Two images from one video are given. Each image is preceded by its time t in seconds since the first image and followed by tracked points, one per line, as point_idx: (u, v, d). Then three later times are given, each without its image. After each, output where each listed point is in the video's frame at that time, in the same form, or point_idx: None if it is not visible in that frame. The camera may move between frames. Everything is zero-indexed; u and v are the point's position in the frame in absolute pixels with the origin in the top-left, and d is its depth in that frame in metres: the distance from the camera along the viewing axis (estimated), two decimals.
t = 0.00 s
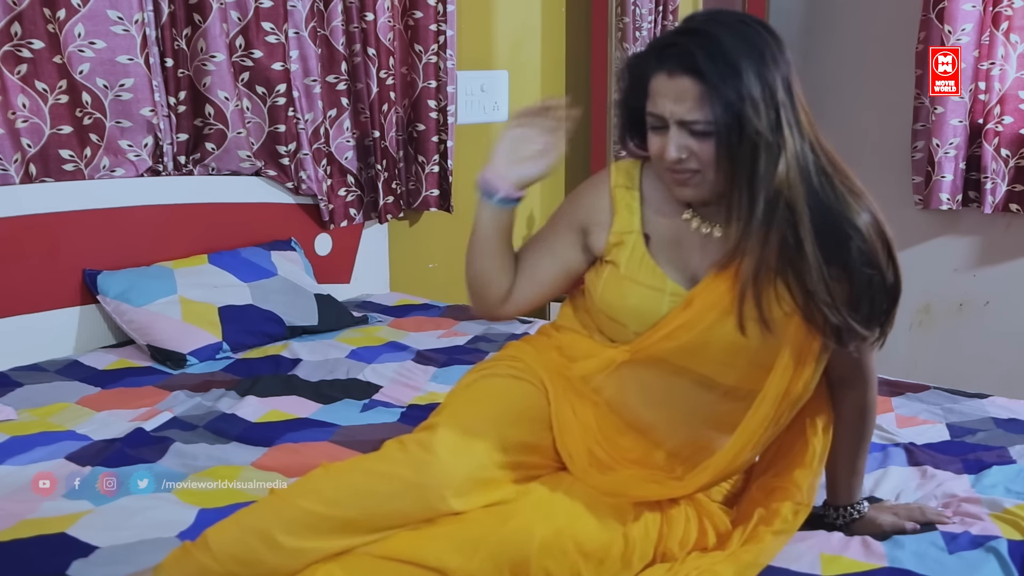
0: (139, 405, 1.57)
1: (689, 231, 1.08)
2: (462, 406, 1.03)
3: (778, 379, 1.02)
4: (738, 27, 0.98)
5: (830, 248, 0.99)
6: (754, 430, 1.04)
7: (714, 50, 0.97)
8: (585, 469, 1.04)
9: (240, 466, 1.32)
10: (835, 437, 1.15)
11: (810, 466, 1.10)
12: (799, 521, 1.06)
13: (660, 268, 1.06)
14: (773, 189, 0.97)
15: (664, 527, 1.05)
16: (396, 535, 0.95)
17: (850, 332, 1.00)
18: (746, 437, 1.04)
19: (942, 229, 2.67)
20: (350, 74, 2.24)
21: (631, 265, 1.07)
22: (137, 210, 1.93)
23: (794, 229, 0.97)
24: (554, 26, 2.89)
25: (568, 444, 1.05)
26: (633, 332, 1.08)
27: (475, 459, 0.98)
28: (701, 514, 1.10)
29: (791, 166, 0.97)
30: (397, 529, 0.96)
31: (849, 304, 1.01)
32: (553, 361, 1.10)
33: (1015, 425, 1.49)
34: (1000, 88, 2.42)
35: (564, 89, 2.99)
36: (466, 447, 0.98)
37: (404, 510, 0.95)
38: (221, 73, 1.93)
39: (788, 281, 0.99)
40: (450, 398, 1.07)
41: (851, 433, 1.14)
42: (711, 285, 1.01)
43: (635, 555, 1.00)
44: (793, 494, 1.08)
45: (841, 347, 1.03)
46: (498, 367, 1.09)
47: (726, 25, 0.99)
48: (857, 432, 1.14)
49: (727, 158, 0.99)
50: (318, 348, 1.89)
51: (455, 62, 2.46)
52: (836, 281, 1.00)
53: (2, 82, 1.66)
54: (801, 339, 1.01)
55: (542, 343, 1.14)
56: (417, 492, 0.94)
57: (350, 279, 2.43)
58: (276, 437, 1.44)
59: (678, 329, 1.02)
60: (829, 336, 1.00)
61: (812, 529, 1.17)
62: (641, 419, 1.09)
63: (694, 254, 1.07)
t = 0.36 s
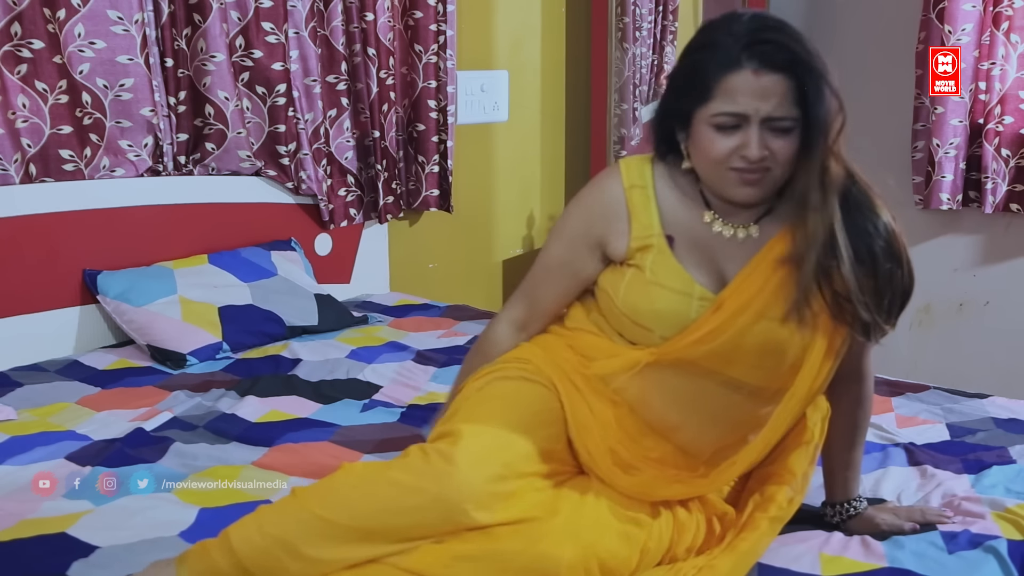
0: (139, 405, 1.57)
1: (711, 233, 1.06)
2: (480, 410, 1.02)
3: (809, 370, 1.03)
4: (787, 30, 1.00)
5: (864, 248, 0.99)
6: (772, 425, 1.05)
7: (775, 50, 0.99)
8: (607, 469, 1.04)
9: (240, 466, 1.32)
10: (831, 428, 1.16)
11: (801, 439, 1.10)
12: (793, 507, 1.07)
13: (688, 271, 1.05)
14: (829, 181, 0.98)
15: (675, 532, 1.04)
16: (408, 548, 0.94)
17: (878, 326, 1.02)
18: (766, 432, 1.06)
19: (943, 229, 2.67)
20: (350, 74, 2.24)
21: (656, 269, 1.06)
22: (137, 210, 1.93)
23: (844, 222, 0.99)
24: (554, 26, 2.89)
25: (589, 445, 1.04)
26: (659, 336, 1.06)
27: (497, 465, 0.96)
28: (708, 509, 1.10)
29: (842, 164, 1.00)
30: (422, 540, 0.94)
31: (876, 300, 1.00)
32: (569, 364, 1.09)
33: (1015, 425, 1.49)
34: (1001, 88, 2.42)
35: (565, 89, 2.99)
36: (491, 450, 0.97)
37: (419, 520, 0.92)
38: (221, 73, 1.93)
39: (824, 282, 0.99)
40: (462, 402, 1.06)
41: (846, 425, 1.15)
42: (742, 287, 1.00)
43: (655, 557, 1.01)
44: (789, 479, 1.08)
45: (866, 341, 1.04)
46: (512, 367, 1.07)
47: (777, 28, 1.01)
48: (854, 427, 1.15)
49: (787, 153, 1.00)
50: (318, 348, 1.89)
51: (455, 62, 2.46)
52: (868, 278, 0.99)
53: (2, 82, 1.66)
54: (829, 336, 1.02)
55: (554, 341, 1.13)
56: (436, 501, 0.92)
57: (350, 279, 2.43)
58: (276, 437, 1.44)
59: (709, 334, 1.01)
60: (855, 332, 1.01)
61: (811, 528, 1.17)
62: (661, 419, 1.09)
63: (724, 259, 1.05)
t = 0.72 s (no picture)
0: (139, 405, 1.57)
1: (724, 236, 1.06)
2: (489, 412, 1.04)
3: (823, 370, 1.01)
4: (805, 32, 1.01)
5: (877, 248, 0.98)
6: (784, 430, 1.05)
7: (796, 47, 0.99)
8: (619, 474, 1.03)
9: (240, 466, 1.32)
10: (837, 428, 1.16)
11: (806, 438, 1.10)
12: (795, 508, 1.06)
13: (702, 273, 1.05)
14: (845, 183, 0.99)
15: (682, 536, 1.03)
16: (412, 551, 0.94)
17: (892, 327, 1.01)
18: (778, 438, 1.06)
19: (943, 228, 2.67)
20: (350, 74, 2.24)
21: (670, 271, 1.06)
22: (137, 210, 1.94)
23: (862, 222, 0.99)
24: (554, 26, 2.89)
25: (600, 450, 1.05)
26: (674, 339, 1.07)
27: (507, 472, 0.96)
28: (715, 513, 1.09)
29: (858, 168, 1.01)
30: (430, 550, 0.94)
31: (890, 299, 0.99)
32: (580, 365, 1.10)
33: (1015, 425, 1.49)
34: (1002, 87, 2.42)
35: (565, 89, 2.99)
36: (501, 458, 0.97)
37: (427, 525, 0.92)
38: (221, 73, 1.93)
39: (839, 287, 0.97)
40: (471, 404, 1.08)
41: (850, 426, 1.16)
42: (757, 290, 1.00)
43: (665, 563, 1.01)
44: (793, 478, 1.08)
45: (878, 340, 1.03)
46: (521, 372, 1.09)
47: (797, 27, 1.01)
48: (857, 429, 1.16)
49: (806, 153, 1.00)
50: (318, 348, 1.89)
51: (455, 62, 2.46)
52: (882, 277, 0.98)
53: (2, 82, 1.66)
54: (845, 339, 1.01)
55: (563, 340, 1.14)
56: (440, 508, 0.92)
57: (350, 279, 2.43)
58: (277, 437, 1.44)
59: (724, 337, 1.01)
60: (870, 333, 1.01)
61: (812, 528, 1.17)
62: (672, 422, 1.08)
63: (737, 260, 1.05)
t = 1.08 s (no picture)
0: (139, 405, 1.57)
1: (735, 233, 1.06)
2: (494, 413, 1.04)
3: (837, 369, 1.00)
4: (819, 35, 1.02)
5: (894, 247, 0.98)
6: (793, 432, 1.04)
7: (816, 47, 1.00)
8: (628, 473, 1.03)
9: (240, 466, 1.32)
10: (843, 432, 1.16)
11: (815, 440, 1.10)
12: (801, 511, 1.06)
13: (715, 272, 1.05)
14: (865, 182, 0.99)
15: (684, 537, 1.04)
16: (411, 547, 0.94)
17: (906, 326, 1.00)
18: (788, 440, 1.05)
19: (943, 229, 2.67)
20: (350, 74, 2.24)
21: (682, 269, 1.06)
22: (138, 210, 1.93)
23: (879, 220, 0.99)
24: (554, 26, 2.89)
25: (609, 452, 1.04)
26: (685, 337, 1.07)
27: (507, 472, 0.96)
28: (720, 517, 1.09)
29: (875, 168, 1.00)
30: (431, 550, 0.94)
31: (904, 300, 0.99)
32: (589, 365, 1.10)
33: (1015, 425, 1.49)
34: (1002, 87, 2.42)
35: (564, 89, 2.99)
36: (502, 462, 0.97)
37: (428, 527, 0.92)
38: (221, 73, 1.93)
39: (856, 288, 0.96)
40: (475, 403, 1.07)
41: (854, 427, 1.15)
42: (769, 289, 1.00)
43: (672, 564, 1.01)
44: (800, 482, 1.08)
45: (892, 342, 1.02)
46: (528, 373, 1.09)
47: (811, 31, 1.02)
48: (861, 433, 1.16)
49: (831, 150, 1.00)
50: (318, 348, 1.89)
51: (455, 62, 2.46)
52: (896, 278, 0.98)
53: (2, 82, 1.66)
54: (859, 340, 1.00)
55: (571, 340, 1.14)
56: (440, 508, 0.92)
57: (350, 279, 2.43)
58: (276, 437, 1.44)
59: (736, 334, 1.01)
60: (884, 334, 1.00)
61: (813, 529, 1.17)
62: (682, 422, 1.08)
63: (748, 258, 1.06)
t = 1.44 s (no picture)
0: (139, 405, 1.57)
1: (714, 231, 1.06)
2: (481, 412, 1.04)
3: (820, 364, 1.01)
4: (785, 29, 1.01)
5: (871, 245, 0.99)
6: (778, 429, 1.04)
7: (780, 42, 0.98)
8: (618, 471, 1.04)
9: (240, 466, 1.32)
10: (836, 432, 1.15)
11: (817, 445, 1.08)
12: (802, 516, 1.06)
13: (693, 270, 1.05)
14: (829, 180, 0.97)
15: (681, 538, 1.03)
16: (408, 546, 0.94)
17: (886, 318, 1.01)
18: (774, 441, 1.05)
19: (943, 229, 2.67)
20: (350, 74, 2.24)
21: (662, 268, 1.06)
22: (137, 210, 1.93)
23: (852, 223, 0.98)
24: (554, 26, 2.88)
25: (597, 450, 1.05)
26: (667, 336, 1.07)
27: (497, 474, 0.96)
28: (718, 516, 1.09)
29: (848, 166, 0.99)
30: (430, 550, 0.94)
31: (882, 301, 1.00)
32: (576, 365, 1.10)
33: (1015, 425, 1.49)
34: (1002, 87, 2.42)
35: (565, 89, 2.99)
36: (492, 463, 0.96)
37: (427, 526, 0.92)
38: (221, 73, 1.93)
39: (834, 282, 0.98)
40: (466, 404, 1.07)
41: (849, 428, 1.14)
42: (751, 285, 1.00)
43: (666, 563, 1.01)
44: (800, 487, 1.07)
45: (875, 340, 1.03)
46: (516, 373, 1.09)
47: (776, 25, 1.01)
48: (858, 430, 1.14)
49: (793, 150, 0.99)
50: (318, 348, 1.89)
51: (455, 62, 2.46)
52: (876, 280, 1.00)
53: (2, 82, 1.66)
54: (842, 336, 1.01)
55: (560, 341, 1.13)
56: (440, 509, 0.92)
57: (350, 279, 2.43)
58: (276, 437, 1.44)
59: (718, 332, 1.01)
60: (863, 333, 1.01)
61: (812, 530, 1.17)
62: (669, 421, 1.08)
63: (727, 256, 1.05)
